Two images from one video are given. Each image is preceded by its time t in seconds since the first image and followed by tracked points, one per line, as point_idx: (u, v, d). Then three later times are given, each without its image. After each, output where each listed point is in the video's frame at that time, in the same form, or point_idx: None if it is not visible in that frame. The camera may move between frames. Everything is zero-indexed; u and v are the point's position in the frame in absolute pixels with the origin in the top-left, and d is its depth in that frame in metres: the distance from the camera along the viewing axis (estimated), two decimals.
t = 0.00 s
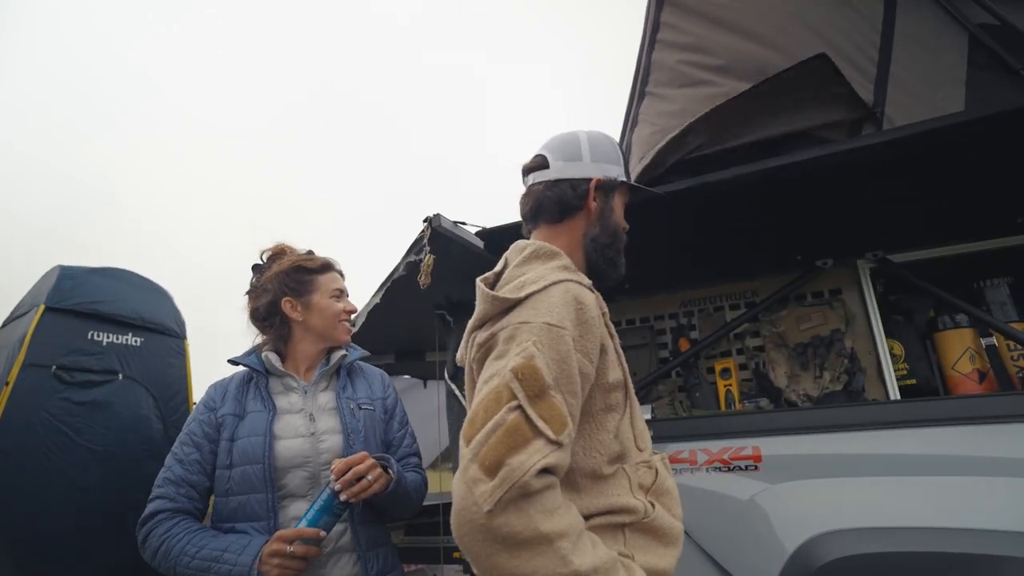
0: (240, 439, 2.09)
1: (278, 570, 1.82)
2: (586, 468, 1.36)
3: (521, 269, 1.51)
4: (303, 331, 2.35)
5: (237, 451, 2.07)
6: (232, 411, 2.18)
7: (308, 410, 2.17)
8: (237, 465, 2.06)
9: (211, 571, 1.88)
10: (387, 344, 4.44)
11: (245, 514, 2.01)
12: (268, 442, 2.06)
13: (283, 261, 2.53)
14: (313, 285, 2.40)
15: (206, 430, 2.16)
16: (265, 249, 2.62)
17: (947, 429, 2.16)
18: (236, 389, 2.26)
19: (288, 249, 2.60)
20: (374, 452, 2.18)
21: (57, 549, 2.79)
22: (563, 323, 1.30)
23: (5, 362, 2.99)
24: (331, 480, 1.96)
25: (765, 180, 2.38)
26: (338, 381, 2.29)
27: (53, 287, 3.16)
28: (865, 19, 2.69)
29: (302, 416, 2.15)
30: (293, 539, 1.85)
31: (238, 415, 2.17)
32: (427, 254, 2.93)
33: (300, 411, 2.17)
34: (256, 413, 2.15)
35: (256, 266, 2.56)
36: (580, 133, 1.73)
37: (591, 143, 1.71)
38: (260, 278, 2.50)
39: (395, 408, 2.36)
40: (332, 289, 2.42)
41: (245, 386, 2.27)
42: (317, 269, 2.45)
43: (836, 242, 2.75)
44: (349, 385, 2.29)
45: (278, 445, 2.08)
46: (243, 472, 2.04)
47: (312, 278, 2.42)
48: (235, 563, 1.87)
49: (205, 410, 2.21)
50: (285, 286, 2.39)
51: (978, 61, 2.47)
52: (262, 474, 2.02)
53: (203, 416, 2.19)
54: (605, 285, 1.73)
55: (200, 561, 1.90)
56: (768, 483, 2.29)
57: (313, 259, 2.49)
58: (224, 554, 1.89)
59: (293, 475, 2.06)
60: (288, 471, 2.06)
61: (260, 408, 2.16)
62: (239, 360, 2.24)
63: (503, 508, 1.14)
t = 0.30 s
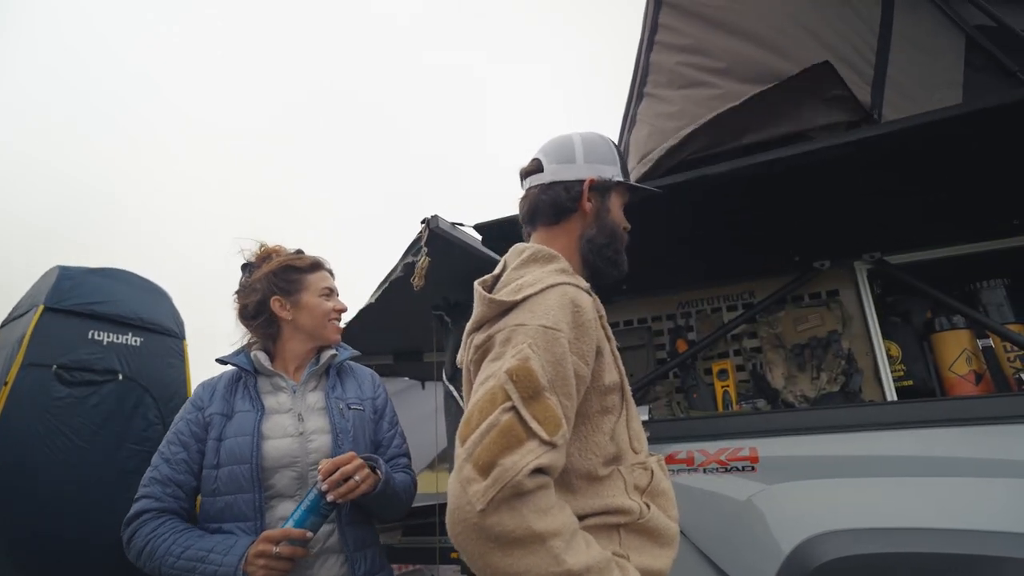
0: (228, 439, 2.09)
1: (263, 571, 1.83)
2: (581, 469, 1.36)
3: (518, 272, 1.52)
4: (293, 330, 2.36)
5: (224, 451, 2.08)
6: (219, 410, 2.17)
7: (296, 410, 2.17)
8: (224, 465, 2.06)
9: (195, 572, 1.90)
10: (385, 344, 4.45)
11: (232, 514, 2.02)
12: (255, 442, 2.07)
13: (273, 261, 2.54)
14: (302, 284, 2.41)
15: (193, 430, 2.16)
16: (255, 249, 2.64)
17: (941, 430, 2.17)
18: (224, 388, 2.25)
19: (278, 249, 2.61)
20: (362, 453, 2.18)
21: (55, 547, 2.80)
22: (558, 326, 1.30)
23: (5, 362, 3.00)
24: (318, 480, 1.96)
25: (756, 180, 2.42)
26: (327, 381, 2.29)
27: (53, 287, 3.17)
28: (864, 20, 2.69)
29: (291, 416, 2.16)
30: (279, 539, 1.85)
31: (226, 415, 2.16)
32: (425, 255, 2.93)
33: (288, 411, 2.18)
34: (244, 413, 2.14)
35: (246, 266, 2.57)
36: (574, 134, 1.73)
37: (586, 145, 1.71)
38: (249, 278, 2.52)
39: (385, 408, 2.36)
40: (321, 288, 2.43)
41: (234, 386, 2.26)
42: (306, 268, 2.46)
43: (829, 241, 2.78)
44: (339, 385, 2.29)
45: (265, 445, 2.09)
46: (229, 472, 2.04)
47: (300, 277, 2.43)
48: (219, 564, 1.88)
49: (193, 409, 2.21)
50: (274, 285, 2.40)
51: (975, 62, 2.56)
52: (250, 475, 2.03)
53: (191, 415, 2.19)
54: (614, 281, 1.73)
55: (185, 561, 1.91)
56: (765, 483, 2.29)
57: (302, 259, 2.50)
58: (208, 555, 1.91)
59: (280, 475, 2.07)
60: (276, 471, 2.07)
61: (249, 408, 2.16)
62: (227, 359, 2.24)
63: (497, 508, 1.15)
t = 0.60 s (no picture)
0: (210, 440, 2.10)
1: None
2: (574, 477, 1.37)
3: (507, 279, 1.52)
4: (278, 331, 2.36)
5: (205, 453, 2.08)
6: (202, 411, 2.17)
7: (280, 412, 2.17)
8: (205, 467, 2.06)
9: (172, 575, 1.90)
10: (383, 346, 4.45)
11: (211, 518, 2.02)
12: (236, 445, 2.07)
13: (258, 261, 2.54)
14: (287, 285, 2.41)
15: (175, 431, 2.14)
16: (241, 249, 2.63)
17: (939, 434, 2.16)
18: (207, 388, 2.24)
19: (264, 249, 2.61)
20: (345, 456, 2.18)
21: (55, 546, 2.80)
22: (546, 334, 1.31)
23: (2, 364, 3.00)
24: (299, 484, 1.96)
25: (750, 179, 2.43)
26: (312, 383, 2.28)
27: (50, 289, 3.17)
28: (862, 27, 2.66)
29: (274, 417, 2.16)
30: (257, 544, 1.86)
31: (208, 416, 2.16)
32: (422, 257, 2.94)
33: (272, 412, 2.18)
34: (227, 414, 2.15)
35: (232, 266, 2.57)
36: (561, 139, 1.74)
37: (572, 152, 1.72)
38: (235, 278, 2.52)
39: (372, 411, 2.36)
40: (307, 288, 2.43)
41: (217, 386, 2.26)
42: (292, 268, 2.46)
43: (824, 243, 2.77)
44: (324, 387, 2.28)
45: (248, 448, 2.09)
46: (210, 474, 2.04)
47: (286, 277, 2.43)
48: (196, 569, 1.88)
49: (175, 410, 2.20)
50: (259, 285, 2.40)
51: (970, 66, 2.55)
52: (230, 477, 2.03)
53: (173, 416, 2.18)
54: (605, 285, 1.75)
55: (161, 565, 1.92)
56: (760, 486, 2.30)
57: (288, 259, 2.50)
58: (185, 559, 1.91)
59: (262, 478, 2.07)
60: (257, 475, 2.07)
61: (231, 410, 2.16)
62: (212, 359, 2.24)
63: (489, 519, 1.16)
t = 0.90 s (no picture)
0: (187, 441, 2.08)
1: None
2: (559, 477, 1.37)
3: (492, 283, 1.53)
4: (263, 331, 2.36)
5: (183, 453, 2.06)
6: (181, 411, 2.16)
7: (260, 414, 2.17)
8: (181, 468, 2.05)
9: None
10: (381, 347, 4.43)
11: (184, 520, 2.01)
12: (213, 445, 2.06)
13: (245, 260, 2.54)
14: (273, 284, 2.41)
15: (153, 429, 2.13)
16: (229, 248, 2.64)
17: (936, 434, 2.15)
18: (188, 388, 2.24)
19: (251, 249, 2.61)
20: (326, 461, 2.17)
21: (52, 546, 2.80)
22: (527, 336, 1.30)
23: None
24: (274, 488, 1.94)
25: (744, 182, 2.43)
26: (295, 384, 2.28)
27: (46, 290, 3.17)
28: (857, 27, 2.66)
29: (253, 419, 2.16)
30: (227, 548, 1.84)
31: (187, 416, 2.15)
32: (419, 258, 2.94)
33: (251, 413, 2.18)
34: (206, 415, 2.14)
35: (219, 265, 2.58)
36: (555, 142, 1.77)
37: (566, 154, 1.74)
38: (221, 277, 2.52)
39: (355, 414, 2.36)
40: (293, 289, 2.42)
41: (199, 385, 2.25)
42: (278, 268, 2.46)
43: (821, 244, 2.78)
44: (307, 389, 2.28)
45: (225, 449, 2.08)
46: (186, 475, 2.03)
47: (271, 277, 2.42)
48: (166, 571, 1.87)
49: (155, 408, 2.19)
50: (244, 285, 2.40)
51: (966, 68, 2.56)
52: (206, 479, 2.02)
53: (153, 414, 2.17)
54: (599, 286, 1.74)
55: (131, 567, 1.90)
56: (756, 488, 2.30)
57: (274, 258, 2.50)
58: (155, 561, 1.89)
59: (238, 480, 2.06)
60: (234, 476, 2.06)
61: (211, 410, 2.15)
62: (193, 359, 2.24)
63: (467, 521, 1.16)
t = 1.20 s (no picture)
0: (167, 444, 2.09)
1: None
2: (552, 482, 1.38)
3: (484, 287, 1.53)
4: (250, 335, 2.36)
5: (162, 456, 2.07)
6: (164, 413, 2.17)
7: (242, 417, 2.17)
8: (160, 471, 2.05)
9: None
10: (380, 349, 4.42)
11: (161, 524, 2.01)
12: (192, 449, 2.06)
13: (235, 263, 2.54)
14: (261, 288, 2.41)
15: (136, 432, 2.15)
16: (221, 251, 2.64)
17: (936, 436, 2.15)
18: (173, 391, 2.26)
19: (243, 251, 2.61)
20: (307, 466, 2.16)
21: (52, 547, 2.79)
22: (520, 340, 1.30)
23: None
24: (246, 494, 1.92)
25: (743, 183, 2.43)
26: (279, 388, 2.27)
27: (47, 293, 3.17)
28: (854, 27, 2.67)
29: (235, 423, 2.15)
30: (196, 554, 1.83)
31: (170, 418, 2.16)
32: (419, 261, 2.93)
33: (233, 417, 2.18)
34: (188, 418, 2.15)
35: (210, 267, 2.58)
36: (549, 146, 1.74)
37: (559, 158, 1.72)
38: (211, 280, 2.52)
39: (341, 420, 2.34)
40: (282, 292, 2.42)
41: (184, 388, 2.27)
42: (267, 270, 2.46)
43: (819, 246, 2.80)
44: (292, 393, 2.27)
45: (204, 453, 2.09)
46: (164, 478, 2.04)
47: (260, 281, 2.42)
48: None
49: (139, 411, 2.21)
50: (233, 288, 2.40)
51: (964, 70, 2.52)
52: (183, 482, 2.02)
53: (137, 417, 2.19)
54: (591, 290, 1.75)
55: (104, 570, 1.90)
56: (755, 491, 2.30)
57: (264, 261, 2.50)
58: (126, 566, 1.88)
59: (216, 485, 2.07)
60: (211, 481, 2.07)
61: (193, 413, 2.16)
62: (179, 361, 2.25)
63: (461, 526, 1.16)
